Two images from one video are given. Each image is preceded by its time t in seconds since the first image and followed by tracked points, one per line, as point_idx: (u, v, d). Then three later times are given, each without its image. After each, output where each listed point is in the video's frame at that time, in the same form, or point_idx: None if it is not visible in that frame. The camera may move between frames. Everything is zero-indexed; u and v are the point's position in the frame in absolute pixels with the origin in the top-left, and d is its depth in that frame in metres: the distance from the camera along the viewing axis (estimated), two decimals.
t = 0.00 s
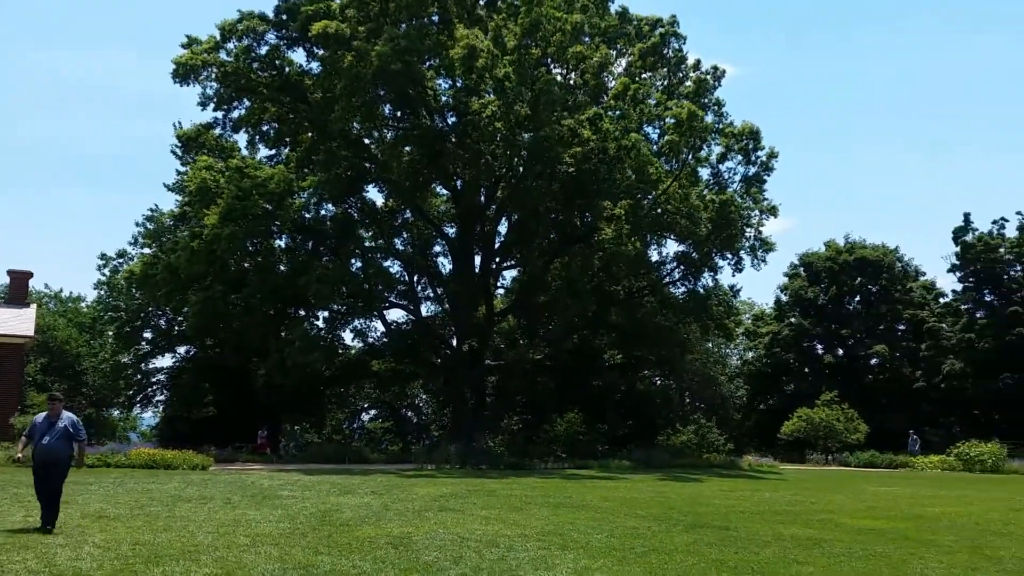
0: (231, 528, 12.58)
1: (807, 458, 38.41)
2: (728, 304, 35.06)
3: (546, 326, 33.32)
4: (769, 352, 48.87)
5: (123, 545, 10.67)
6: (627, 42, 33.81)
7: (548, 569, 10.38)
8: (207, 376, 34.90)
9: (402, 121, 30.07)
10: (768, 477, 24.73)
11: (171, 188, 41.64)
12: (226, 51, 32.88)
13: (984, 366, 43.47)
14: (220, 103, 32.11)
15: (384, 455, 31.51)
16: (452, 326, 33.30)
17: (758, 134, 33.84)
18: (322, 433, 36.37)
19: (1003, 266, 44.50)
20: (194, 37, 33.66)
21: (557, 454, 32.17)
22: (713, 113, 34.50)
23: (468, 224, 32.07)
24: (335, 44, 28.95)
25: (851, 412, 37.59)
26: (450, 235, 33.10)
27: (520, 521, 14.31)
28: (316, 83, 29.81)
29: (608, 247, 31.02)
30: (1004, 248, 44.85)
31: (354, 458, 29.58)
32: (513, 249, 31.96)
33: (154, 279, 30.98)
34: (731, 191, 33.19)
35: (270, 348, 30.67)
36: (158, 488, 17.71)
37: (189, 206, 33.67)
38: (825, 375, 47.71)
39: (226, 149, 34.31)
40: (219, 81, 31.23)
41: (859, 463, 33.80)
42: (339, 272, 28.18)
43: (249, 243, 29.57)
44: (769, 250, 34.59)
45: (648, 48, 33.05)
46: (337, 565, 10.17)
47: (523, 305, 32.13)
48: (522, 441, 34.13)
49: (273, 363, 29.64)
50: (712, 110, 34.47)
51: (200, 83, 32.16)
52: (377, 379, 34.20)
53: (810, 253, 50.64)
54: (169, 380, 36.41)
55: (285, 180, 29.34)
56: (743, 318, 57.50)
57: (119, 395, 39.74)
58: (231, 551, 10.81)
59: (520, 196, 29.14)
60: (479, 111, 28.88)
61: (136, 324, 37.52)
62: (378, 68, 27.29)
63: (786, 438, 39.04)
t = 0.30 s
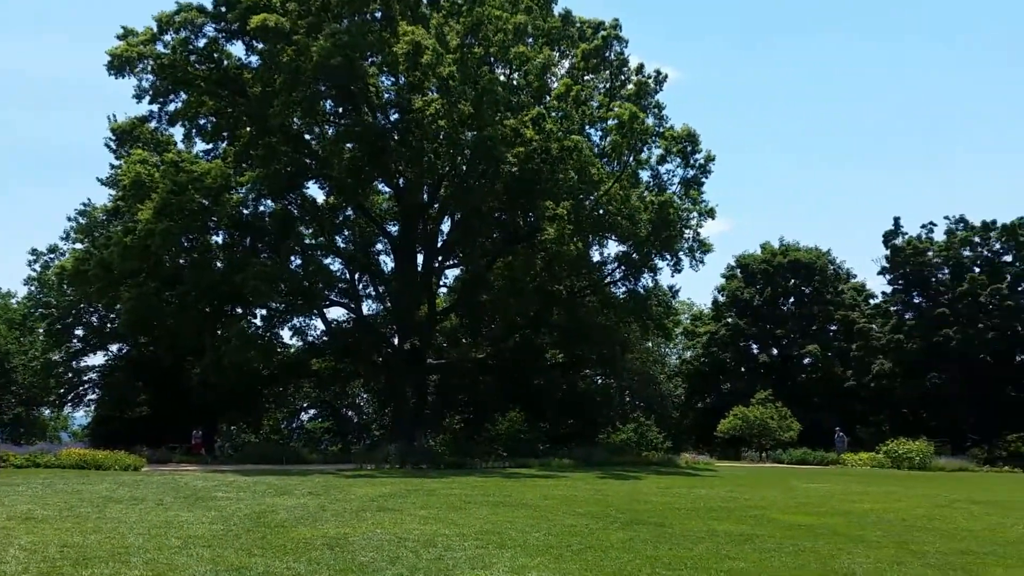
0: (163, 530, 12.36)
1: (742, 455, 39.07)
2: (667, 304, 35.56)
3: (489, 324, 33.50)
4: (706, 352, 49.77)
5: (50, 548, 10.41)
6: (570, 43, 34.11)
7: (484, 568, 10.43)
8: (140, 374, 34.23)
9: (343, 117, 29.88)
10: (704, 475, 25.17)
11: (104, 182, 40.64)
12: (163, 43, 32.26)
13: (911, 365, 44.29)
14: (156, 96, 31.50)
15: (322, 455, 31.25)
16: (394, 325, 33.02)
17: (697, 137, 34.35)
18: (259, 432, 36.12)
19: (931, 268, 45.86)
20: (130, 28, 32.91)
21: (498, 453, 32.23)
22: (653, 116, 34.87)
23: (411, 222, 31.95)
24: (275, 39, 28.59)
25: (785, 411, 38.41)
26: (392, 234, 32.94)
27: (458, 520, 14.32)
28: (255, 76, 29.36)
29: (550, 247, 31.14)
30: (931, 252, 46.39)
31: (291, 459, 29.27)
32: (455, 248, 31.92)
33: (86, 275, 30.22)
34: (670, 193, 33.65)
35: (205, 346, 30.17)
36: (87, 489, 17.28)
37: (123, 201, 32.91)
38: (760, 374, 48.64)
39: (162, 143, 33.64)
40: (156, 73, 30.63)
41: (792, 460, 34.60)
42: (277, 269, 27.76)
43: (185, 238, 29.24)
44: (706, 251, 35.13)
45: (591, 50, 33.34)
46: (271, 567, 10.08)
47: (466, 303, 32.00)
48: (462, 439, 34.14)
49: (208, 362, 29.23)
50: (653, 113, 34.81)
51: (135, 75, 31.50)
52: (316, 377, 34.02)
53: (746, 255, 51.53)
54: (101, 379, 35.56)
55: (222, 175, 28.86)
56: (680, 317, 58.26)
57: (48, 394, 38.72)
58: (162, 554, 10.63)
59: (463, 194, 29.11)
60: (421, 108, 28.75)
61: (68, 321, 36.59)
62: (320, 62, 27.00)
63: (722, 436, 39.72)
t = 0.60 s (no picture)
0: (103, 535, 12.14)
1: (689, 454, 39.43)
2: (616, 304, 35.79)
3: (439, 326, 33.28)
4: (655, 352, 50.37)
5: None
6: (520, 45, 34.27)
7: (430, 569, 10.41)
8: (81, 377, 33.61)
9: (291, 116, 29.51)
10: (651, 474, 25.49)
11: (45, 180, 39.73)
12: (106, 40, 31.68)
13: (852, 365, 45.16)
14: (99, 93, 30.91)
15: (269, 458, 30.95)
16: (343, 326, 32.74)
17: (645, 140, 34.68)
18: (205, 434, 35.72)
19: (872, 270, 46.93)
20: (72, 23, 32.25)
21: (447, 454, 32.15)
22: (603, 118, 35.09)
23: (360, 223, 31.75)
24: (220, 35, 28.71)
25: (731, 410, 39.00)
26: (341, 234, 32.71)
27: (405, 522, 14.30)
28: (200, 74, 28.93)
29: (500, 248, 31.35)
30: (872, 254, 47.48)
31: (237, 462, 28.93)
32: (405, 249, 31.78)
33: (24, 275, 29.51)
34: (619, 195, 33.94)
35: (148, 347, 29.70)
36: (25, 494, 16.89)
37: (64, 200, 32.22)
38: (706, 373, 49.39)
39: (104, 141, 33.00)
40: (98, 70, 30.05)
41: (737, 458, 35.11)
42: (222, 270, 27.36)
43: (127, 237, 28.82)
44: (655, 252, 35.47)
45: (541, 52, 33.58)
46: (215, 571, 9.97)
47: (416, 305, 31.68)
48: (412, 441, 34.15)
49: (151, 364, 28.81)
50: (603, 115, 35.01)
51: (77, 72, 30.90)
52: (263, 379, 33.71)
53: (693, 257, 52.15)
54: (40, 381, 34.74)
55: (165, 173, 28.27)
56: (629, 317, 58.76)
57: None
58: (102, 559, 10.45)
59: (411, 194, 29.01)
60: (371, 108, 28.60)
61: (6, 322, 35.70)
62: (267, 59, 26.69)
63: (670, 435, 40.16)
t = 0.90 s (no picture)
0: (51, 536, 11.93)
1: (647, 452, 39.72)
2: (576, 303, 35.91)
3: (399, 326, 33.13)
4: (614, 351, 50.79)
5: None
6: (482, 44, 34.31)
7: (385, 569, 10.38)
8: (32, 376, 33.05)
9: (248, 111, 29.38)
10: (608, 471, 25.68)
11: None
12: (60, 32, 31.11)
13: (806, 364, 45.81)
14: (52, 87, 30.34)
15: (225, 458, 30.64)
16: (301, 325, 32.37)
17: (605, 140, 34.85)
18: (159, 435, 35.32)
19: (826, 271, 47.71)
20: (24, 15, 31.61)
21: (406, 453, 32.01)
22: (563, 118, 35.20)
23: (319, 221, 31.46)
24: (175, 29, 28.40)
25: (688, 409, 39.38)
26: (299, 232, 32.40)
27: (362, 522, 14.22)
28: (156, 68, 28.53)
29: (461, 245, 30.53)
30: (826, 255, 48.24)
31: (191, 462, 28.57)
32: (365, 247, 31.59)
33: None
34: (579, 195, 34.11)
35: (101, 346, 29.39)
36: None
37: (15, 195, 31.57)
38: (664, 373, 49.82)
39: (57, 135, 32.38)
40: (51, 63, 29.50)
41: (694, 456, 35.44)
42: (177, 267, 27.00)
43: (79, 234, 27.98)
44: (614, 251, 35.67)
45: (502, 51, 33.71)
46: (165, 572, 9.85)
47: (376, 303, 31.56)
48: (371, 440, 33.95)
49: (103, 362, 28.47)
50: (563, 115, 35.12)
51: (29, 64, 30.32)
52: (219, 378, 33.34)
53: (652, 256, 52.54)
54: None
55: (119, 169, 27.71)
56: (589, 316, 59.07)
57: None
58: (50, 560, 10.26)
59: (370, 191, 28.76)
60: (331, 105, 28.49)
61: None
62: (224, 52, 26.33)
63: (628, 433, 40.45)
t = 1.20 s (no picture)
0: (2, 537, 11.76)
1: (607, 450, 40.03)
2: (537, 304, 36.00)
3: (360, 325, 33.23)
4: (575, 351, 51.32)
5: None
6: (444, 43, 34.36)
7: (341, 569, 10.38)
8: None
9: (207, 108, 28.86)
10: (567, 470, 25.86)
11: None
12: (15, 25, 30.58)
13: (762, 364, 46.43)
14: (5, 81, 29.80)
15: (182, 458, 30.35)
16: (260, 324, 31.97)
17: (568, 141, 35.02)
18: (115, 435, 35.05)
19: (782, 272, 48.39)
20: None
21: (366, 453, 31.67)
22: (525, 119, 35.30)
23: (279, 218, 31.22)
24: (132, 24, 28.02)
25: (648, 408, 39.70)
26: (258, 230, 32.06)
27: (319, 523, 14.18)
28: (113, 63, 28.18)
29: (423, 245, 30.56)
30: (782, 257, 48.94)
31: (146, 462, 28.25)
32: (326, 245, 31.30)
33: None
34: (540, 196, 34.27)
35: (55, 345, 29.09)
36: None
37: None
38: (624, 372, 50.29)
39: (11, 129, 31.80)
40: (5, 56, 29.00)
41: (652, 455, 35.76)
42: (132, 265, 26.67)
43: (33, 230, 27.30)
44: (575, 251, 35.85)
45: (463, 51, 33.82)
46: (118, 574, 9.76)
47: (337, 302, 31.59)
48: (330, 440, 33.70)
49: (57, 362, 28.13)
50: (525, 115, 35.23)
51: None
52: (176, 378, 33.04)
53: (613, 257, 52.98)
54: None
55: (74, 166, 27.53)
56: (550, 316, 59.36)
57: None
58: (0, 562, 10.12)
59: (331, 188, 28.60)
60: (291, 103, 28.19)
61: None
62: (182, 48, 26.01)
63: (589, 432, 40.69)
